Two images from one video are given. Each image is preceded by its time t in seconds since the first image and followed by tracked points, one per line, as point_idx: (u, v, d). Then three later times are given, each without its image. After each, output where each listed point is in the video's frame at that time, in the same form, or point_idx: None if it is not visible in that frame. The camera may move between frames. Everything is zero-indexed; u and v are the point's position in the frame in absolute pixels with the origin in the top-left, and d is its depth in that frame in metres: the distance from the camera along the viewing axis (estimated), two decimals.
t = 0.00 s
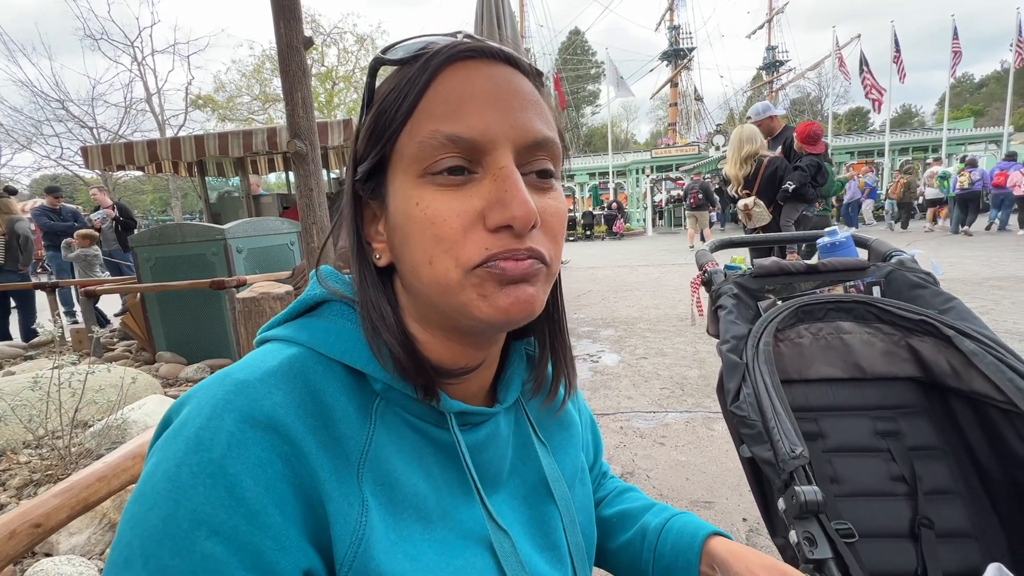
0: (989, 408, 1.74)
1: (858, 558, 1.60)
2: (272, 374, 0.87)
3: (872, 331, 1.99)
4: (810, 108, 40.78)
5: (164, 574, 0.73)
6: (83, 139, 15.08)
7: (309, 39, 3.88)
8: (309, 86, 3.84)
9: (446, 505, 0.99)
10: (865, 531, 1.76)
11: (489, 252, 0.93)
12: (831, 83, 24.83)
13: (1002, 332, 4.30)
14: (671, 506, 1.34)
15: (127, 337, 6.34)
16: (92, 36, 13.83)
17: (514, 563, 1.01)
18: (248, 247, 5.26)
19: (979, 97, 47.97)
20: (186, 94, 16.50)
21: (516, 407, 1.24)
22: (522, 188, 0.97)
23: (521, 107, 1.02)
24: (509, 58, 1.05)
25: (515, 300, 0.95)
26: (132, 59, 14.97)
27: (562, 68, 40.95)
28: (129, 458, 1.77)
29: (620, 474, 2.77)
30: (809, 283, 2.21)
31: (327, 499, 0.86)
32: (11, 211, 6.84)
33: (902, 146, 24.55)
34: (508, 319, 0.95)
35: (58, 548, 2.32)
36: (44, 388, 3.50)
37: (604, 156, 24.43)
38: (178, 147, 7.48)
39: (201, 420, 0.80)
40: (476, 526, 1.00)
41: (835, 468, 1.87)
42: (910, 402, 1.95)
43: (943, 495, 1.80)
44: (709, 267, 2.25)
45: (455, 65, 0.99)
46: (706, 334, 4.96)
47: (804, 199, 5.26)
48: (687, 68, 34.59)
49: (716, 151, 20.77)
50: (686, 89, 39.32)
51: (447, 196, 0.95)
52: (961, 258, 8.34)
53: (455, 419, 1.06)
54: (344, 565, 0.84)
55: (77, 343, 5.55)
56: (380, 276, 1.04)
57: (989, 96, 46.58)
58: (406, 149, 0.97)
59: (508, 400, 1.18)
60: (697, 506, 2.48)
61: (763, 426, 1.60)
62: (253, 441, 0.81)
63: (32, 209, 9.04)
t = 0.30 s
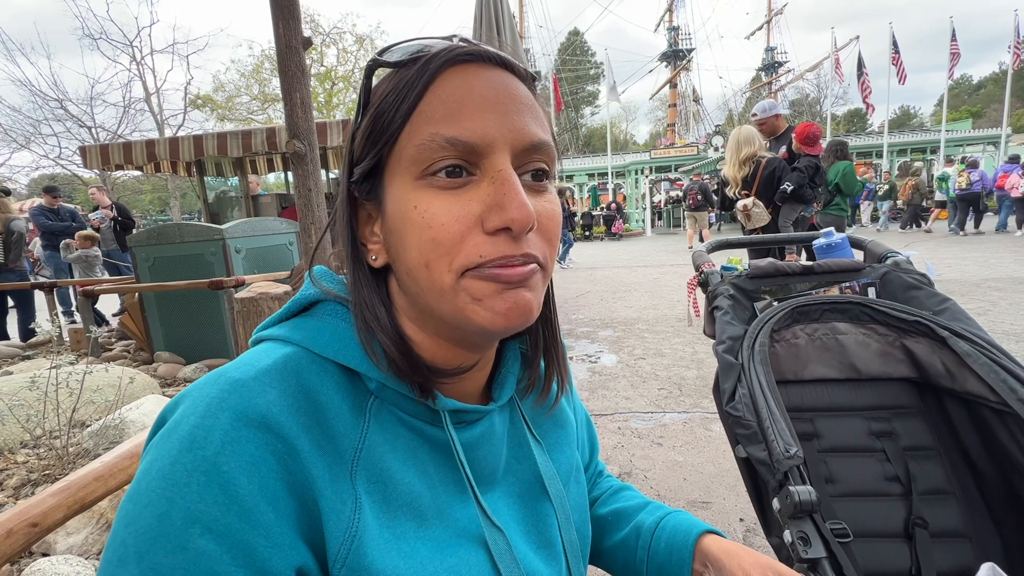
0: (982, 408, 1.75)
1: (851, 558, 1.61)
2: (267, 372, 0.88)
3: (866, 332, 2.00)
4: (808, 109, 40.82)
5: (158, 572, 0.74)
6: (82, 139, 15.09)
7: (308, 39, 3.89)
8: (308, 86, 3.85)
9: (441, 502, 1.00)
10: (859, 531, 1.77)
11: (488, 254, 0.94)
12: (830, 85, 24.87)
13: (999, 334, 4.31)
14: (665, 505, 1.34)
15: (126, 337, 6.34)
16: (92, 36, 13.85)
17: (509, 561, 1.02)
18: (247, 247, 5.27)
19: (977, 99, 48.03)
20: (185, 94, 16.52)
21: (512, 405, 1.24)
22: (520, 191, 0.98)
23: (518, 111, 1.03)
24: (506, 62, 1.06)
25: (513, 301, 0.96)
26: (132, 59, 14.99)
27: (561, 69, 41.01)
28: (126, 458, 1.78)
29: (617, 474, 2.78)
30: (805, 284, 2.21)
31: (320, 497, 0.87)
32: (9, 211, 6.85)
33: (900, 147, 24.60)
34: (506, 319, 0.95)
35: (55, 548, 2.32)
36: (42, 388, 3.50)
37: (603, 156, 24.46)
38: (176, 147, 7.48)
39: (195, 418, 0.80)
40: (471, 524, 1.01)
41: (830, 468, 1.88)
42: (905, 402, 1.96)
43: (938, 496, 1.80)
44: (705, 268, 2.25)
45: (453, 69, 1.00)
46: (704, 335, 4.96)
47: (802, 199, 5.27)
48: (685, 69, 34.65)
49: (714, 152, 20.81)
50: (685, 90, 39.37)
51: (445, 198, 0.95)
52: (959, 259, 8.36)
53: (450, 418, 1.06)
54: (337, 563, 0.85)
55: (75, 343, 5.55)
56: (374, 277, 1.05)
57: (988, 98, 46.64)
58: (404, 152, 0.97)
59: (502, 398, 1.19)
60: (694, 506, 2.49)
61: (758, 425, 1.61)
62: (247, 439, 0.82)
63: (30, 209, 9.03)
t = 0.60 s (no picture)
0: (980, 408, 1.75)
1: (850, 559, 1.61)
2: (265, 371, 0.88)
3: (865, 333, 2.00)
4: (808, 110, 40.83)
5: (155, 571, 0.74)
6: (82, 139, 15.11)
7: (308, 39, 3.90)
8: (308, 86, 3.85)
9: (439, 501, 1.00)
10: (857, 532, 1.77)
11: (490, 254, 0.94)
12: (829, 85, 24.87)
13: (998, 334, 4.31)
14: (663, 505, 1.35)
15: (125, 337, 6.34)
16: (91, 35, 13.84)
17: (507, 559, 1.02)
18: (247, 247, 5.27)
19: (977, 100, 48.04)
20: (185, 94, 16.54)
21: (510, 404, 1.24)
22: (523, 191, 0.99)
23: (520, 111, 1.03)
24: (508, 63, 1.06)
25: (514, 300, 0.96)
26: (132, 59, 15.00)
27: (561, 69, 41.03)
28: (124, 457, 1.78)
29: (616, 475, 2.78)
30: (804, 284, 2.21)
31: (318, 495, 0.87)
32: (10, 212, 6.86)
33: (899, 148, 24.61)
34: (506, 319, 0.96)
35: (54, 547, 2.32)
36: (41, 388, 3.49)
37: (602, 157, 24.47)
38: (177, 147, 7.48)
39: (193, 416, 0.80)
40: (470, 523, 1.01)
41: (828, 469, 1.88)
42: (904, 402, 1.96)
43: (936, 496, 1.81)
44: (704, 268, 2.25)
45: (456, 69, 1.00)
46: (704, 335, 4.96)
47: (801, 199, 5.27)
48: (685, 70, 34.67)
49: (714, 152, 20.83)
50: (684, 91, 39.39)
51: (447, 198, 0.96)
52: (958, 260, 8.36)
53: (449, 416, 1.06)
54: (335, 561, 0.85)
55: (74, 342, 5.56)
56: (373, 276, 1.05)
57: (987, 99, 46.67)
58: (406, 151, 0.98)
59: (500, 397, 1.19)
60: (693, 506, 2.49)
61: (757, 426, 1.61)
62: (245, 437, 0.82)
63: (30, 208, 9.04)
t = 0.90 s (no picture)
0: (981, 410, 1.75)
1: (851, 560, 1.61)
2: (267, 372, 0.88)
3: (866, 334, 2.00)
4: (809, 111, 40.79)
5: (157, 571, 0.74)
6: (84, 139, 15.14)
7: (310, 40, 3.90)
8: (309, 87, 3.85)
9: (440, 502, 1.00)
10: (858, 533, 1.77)
11: (491, 257, 0.94)
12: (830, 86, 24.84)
13: (1000, 336, 4.30)
14: (664, 507, 1.34)
15: (126, 337, 6.34)
16: (93, 36, 13.87)
17: (508, 561, 1.02)
18: (248, 247, 5.27)
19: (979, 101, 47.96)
20: (187, 94, 16.57)
21: (511, 407, 1.24)
22: (524, 194, 0.98)
23: (522, 114, 1.03)
24: (510, 65, 1.06)
25: (514, 304, 0.96)
26: (133, 59, 15.03)
27: (562, 70, 41.05)
28: (125, 457, 1.78)
29: (617, 476, 2.77)
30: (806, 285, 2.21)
31: (320, 496, 0.87)
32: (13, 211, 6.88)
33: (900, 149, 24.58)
34: (507, 322, 0.96)
35: (55, 547, 2.33)
36: (42, 388, 3.50)
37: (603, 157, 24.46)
38: (178, 147, 7.49)
39: (196, 417, 0.80)
40: (471, 524, 1.01)
41: (829, 471, 1.88)
42: (906, 404, 1.96)
43: (937, 498, 1.80)
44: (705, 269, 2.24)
45: (458, 72, 1.00)
46: (705, 336, 4.96)
47: (801, 199, 5.26)
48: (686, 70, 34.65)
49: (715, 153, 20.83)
50: (686, 91, 39.37)
51: (448, 201, 0.96)
52: (960, 261, 8.35)
53: (449, 418, 1.06)
54: (336, 562, 0.85)
55: (76, 342, 5.56)
56: (375, 277, 1.05)
57: (989, 100, 46.60)
58: (408, 154, 0.98)
59: (501, 399, 1.19)
60: (694, 507, 2.49)
61: (757, 427, 1.61)
62: (248, 438, 0.82)
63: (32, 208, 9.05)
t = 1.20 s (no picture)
0: (986, 413, 1.74)
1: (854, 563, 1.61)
2: (270, 374, 0.88)
3: (870, 336, 1.99)
4: (812, 111, 40.72)
5: (161, 573, 0.74)
6: (88, 140, 15.22)
7: (313, 41, 3.91)
8: (312, 88, 3.86)
9: (443, 505, 0.99)
10: (862, 536, 1.76)
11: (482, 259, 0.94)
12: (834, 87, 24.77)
13: (1005, 337, 4.28)
14: (666, 510, 1.34)
15: (130, 337, 6.35)
16: (97, 37, 13.92)
17: (510, 564, 1.01)
18: (250, 248, 5.28)
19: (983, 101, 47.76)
20: (190, 95, 16.64)
21: (514, 408, 1.24)
22: (515, 195, 0.98)
23: (516, 114, 1.02)
24: (506, 65, 1.06)
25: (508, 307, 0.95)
26: (137, 60, 15.10)
27: (565, 70, 41.06)
28: (128, 458, 1.78)
29: (619, 477, 2.77)
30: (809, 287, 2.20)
31: (323, 498, 0.86)
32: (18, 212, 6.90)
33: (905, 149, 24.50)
34: (501, 325, 0.95)
35: (58, 547, 2.33)
36: (46, 387, 3.51)
37: (606, 158, 24.45)
38: (182, 148, 7.51)
39: (199, 418, 0.80)
40: (473, 527, 1.01)
41: (833, 473, 1.87)
42: (910, 406, 1.95)
43: (942, 501, 1.79)
44: (708, 269, 2.23)
45: (451, 73, 1.00)
46: (707, 337, 4.95)
47: (803, 199, 5.24)
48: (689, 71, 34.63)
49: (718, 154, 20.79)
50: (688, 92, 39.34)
51: (440, 203, 0.96)
52: (964, 262, 8.32)
53: (451, 420, 1.06)
54: (339, 564, 0.85)
55: (80, 342, 5.58)
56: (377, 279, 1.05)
57: (993, 100, 46.40)
58: (402, 156, 0.98)
59: (503, 401, 1.19)
60: (696, 509, 2.48)
61: (761, 430, 1.60)
62: (251, 440, 0.82)
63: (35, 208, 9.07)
